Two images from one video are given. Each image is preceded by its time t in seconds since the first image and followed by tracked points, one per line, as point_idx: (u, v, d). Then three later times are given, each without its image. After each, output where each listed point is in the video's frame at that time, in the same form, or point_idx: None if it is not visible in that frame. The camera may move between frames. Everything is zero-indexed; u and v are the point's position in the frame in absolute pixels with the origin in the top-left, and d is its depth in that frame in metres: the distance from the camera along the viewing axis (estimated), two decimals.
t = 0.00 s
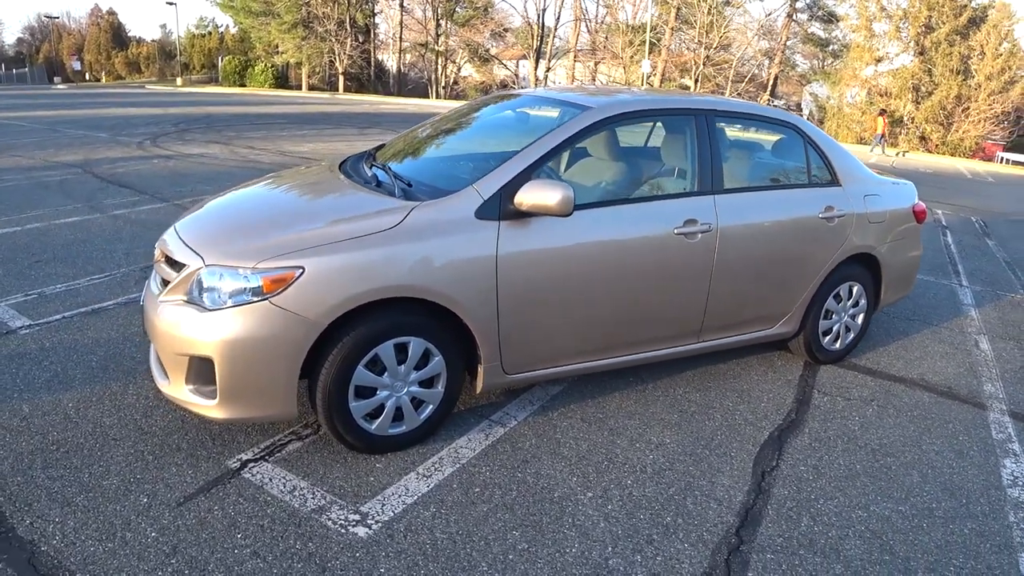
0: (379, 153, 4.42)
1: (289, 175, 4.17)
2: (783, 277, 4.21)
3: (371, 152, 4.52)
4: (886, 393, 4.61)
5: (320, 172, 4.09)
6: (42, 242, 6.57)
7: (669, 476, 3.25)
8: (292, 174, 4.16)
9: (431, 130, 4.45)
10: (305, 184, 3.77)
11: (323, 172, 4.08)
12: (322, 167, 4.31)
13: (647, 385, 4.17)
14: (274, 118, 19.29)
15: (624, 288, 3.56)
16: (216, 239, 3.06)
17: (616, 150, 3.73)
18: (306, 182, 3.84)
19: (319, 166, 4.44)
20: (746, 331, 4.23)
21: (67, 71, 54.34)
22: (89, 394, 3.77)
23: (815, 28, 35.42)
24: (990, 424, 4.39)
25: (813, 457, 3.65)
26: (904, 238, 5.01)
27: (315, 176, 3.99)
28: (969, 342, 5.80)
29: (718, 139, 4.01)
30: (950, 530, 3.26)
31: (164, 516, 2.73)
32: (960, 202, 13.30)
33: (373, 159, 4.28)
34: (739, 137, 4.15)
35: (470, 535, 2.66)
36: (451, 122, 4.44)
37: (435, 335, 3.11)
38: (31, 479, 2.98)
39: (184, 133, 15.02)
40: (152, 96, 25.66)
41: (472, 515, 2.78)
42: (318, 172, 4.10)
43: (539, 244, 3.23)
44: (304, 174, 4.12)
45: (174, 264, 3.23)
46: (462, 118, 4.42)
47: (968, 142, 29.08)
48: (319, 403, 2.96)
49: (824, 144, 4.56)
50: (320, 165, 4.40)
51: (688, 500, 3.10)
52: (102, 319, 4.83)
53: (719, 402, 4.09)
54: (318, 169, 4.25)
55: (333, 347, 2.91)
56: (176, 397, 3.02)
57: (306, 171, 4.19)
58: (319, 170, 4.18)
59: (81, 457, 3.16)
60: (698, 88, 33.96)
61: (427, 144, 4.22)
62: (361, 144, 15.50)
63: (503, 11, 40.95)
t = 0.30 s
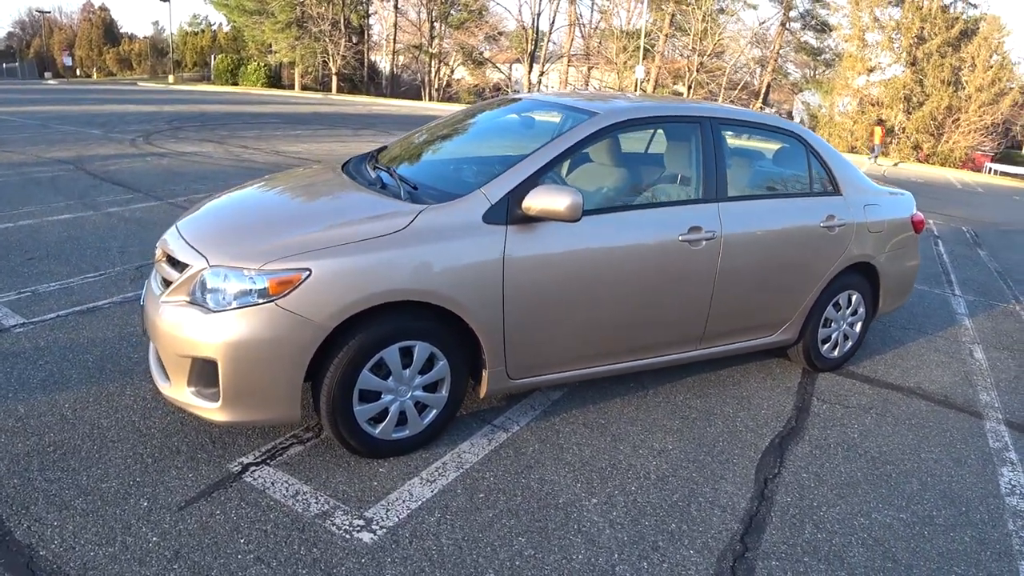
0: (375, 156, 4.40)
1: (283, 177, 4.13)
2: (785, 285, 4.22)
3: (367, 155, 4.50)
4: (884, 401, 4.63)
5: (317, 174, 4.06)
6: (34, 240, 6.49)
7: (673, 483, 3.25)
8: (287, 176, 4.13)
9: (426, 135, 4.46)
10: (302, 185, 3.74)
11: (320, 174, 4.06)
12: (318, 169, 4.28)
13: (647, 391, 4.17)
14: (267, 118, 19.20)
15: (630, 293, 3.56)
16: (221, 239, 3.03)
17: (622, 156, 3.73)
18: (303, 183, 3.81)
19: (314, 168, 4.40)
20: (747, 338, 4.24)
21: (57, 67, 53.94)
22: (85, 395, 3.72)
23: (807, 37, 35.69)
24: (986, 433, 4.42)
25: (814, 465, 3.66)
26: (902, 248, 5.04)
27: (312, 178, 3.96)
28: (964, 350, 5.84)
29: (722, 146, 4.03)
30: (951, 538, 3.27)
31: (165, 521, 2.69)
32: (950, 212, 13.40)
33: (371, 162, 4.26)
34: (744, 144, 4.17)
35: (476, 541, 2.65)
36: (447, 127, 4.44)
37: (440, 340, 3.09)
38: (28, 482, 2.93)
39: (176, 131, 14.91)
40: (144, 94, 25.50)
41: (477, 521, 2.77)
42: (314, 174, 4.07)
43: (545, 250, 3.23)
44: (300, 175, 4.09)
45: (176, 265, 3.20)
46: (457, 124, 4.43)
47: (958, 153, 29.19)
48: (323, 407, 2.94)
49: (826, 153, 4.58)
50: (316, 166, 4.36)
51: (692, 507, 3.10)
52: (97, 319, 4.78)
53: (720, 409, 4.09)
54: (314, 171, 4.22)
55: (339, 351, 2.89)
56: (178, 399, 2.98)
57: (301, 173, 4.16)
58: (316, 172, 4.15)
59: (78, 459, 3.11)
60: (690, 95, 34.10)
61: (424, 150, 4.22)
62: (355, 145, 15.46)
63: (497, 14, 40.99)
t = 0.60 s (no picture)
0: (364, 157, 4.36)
1: (269, 179, 4.06)
2: (783, 286, 4.23)
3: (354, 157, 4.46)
4: (880, 401, 4.64)
5: (305, 175, 4.00)
6: (18, 241, 6.36)
7: (676, 485, 3.24)
8: (273, 179, 4.06)
9: (416, 139, 4.44)
10: (296, 185, 3.70)
11: (310, 176, 4.00)
12: (304, 171, 4.21)
13: (646, 392, 4.16)
14: (252, 117, 19.03)
15: (632, 295, 3.54)
16: (221, 240, 2.98)
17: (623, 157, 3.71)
18: (292, 185, 3.75)
19: (304, 168, 4.34)
20: (745, 339, 4.24)
21: (36, 65, 53.22)
22: (77, 400, 3.64)
23: (791, 39, 35.96)
24: (981, 433, 4.44)
25: (815, 465, 3.66)
26: (897, 249, 5.07)
27: (301, 180, 3.91)
28: (955, 350, 5.87)
29: (722, 147, 4.03)
30: (953, 538, 3.28)
31: (165, 530, 2.63)
32: (935, 212, 13.53)
33: (359, 163, 4.21)
34: (743, 146, 4.17)
35: (483, 547, 2.62)
36: (437, 130, 4.44)
37: (443, 342, 3.06)
38: (20, 491, 2.86)
39: (161, 130, 14.73)
40: (125, 93, 25.17)
41: (483, 526, 2.74)
42: (302, 175, 4.02)
43: (549, 252, 3.21)
44: (287, 177, 4.03)
45: (172, 267, 3.14)
46: (446, 126, 4.44)
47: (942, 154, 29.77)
48: (325, 412, 2.89)
49: (823, 155, 4.60)
50: (307, 168, 4.31)
51: (697, 509, 3.09)
52: (86, 322, 4.69)
53: (719, 410, 4.09)
54: (301, 173, 4.15)
55: (341, 354, 2.85)
56: (175, 405, 2.92)
57: (287, 175, 4.09)
58: (303, 173, 4.09)
59: (72, 466, 3.04)
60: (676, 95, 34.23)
61: (415, 152, 4.21)
62: (342, 144, 15.35)
63: (482, 15, 40.95)
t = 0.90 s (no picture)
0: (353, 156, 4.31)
1: (255, 181, 3.98)
2: (783, 283, 4.23)
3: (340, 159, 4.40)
4: (880, 396, 4.65)
5: (295, 176, 3.94)
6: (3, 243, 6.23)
7: (685, 484, 3.23)
8: (260, 181, 3.99)
9: (405, 141, 4.42)
10: (290, 185, 3.64)
11: (299, 176, 3.94)
12: (291, 172, 4.15)
13: (649, 390, 4.14)
14: (236, 115, 18.82)
15: (636, 294, 3.53)
16: (223, 240, 2.92)
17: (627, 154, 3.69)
18: (284, 185, 3.70)
19: (294, 169, 4.28)
20: (747, 335, 4.24)
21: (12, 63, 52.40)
22: (73, 407, 3.57)
23: (775, 34, 36.13)
24: (980, 426, 4.47)
25: (820, 461, 3.67)
26: (894, 245, 5.09)
27: (291, 180, 3.85)
28: (950, 344, 5.91)
29: (724, 144, 4.02)
30: (960, 531, 3.29)
31: (170, 540, 2.58)
32: (921, 206, 13.64)
33: (349, 162, 4.16)
34: (744, 143, 4.16)
35: (496, 550, 2.59)
36: (427, 131, 4.45)
37: (450, 344, 3.02)
38: (19, 502, 2.79)
39: (144, 129, 14.53)
40: (106, 91, 24.82)
41: (495, 529, 2.71)
42: (291, 177, 3.95)
43: (555, 251, 3.18)
44: (274, 179, 3.96)
45: (170, 270, 3.07)
46: (437, 126, 4.45)
47: (925, 148, 30.15)
48: (331, 416, 2.85)
49: (822, 151, 4.61)
50: (300, 168, 4.25)
51: (707, 507, 3.08)
52: (78, 326, 4.60)
53: (722, 407, 4.08)
54: (288, 174, 4.09)
55: (348, 357, 2.80)
56: (177, 412, 2.86)
57: (274, 177, 4.02)
58: (291, 174, 4.02)
59: (71, 476, 2.97)
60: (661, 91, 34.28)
61: (407, 152, 4.19)
62: (329, 142, 15.23)
63: (466, 10, 40.78)
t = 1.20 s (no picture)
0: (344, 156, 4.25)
1: (245, 184, 3.91)
2: (785, 278, 4.23)
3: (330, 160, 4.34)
4: (882, 390, 4.65)
5: (286, 178, 3.87)
6: None
7: (695, 482, 3.20)
8: (250, 183, 3.92)
9: (397, 142, 4.35)
10: (284, 187, 3.58)
11: (291, 177, 3.87)
12: (282, 173, 4.07)
13: (653, 388, 4.12)
14: (222, 115, 18.65)
15: (642, 292, 3.50)
16: (224, 242, 2.87)
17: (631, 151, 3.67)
18: (276, 187, 3.63)
19: (287, 170, 4.21)
20: (750, 331, 4.23)
21: None
22: (70, 415, 3.50)
23: (760, 29, 36.24)
24: (981, 418, 4.47)
25: (827, 457, 3.65)
26: (893, 238, 5.10)
27: (282, 182, 3.77)
28: (947, 337, 5.92)
29: (726, 140, 4.00)
30: (968, 524, 3.28)
31: (177, 551, 2.52)
32: (910, 199, 13.71)
33: (341, 162, 4.10)
34: (746, 138, 4.15)
35: (509, 554, 2.55)
36: (416, 134, 4.37)
37: (457, 345, 2.98)
38: (18, 515, 2.72)
39: (129, 130, 14.35)
40: (88, 93, 24.54)
41: (507, 532, 2.67)
42: (281, 178, 3.88)
43: (562, 250, 3.15)
44: (264, 181, 3.90)
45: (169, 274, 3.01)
46: (426, 129, 4.37)
47: (909, 140, 29.95)
48: (339, 421, 2.80)
49: (821, 146, 4.61)
50: (294, 169, 4.19)
51: (718, 506, 3.06)
52: (71, 332, 4.51)
53: (727, 404, 4.06)
54: (278, 176, 4.01)
55: (355, 361, 2.75)
56: (180, 419, 2.80)
57: (264, 178, 3.95)
58: (281, 176, 3.95)
59: (71, 487, 2.90)
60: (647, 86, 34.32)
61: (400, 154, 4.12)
62: (317, 142, 15.12)
63: (452, 8, 40.65)
